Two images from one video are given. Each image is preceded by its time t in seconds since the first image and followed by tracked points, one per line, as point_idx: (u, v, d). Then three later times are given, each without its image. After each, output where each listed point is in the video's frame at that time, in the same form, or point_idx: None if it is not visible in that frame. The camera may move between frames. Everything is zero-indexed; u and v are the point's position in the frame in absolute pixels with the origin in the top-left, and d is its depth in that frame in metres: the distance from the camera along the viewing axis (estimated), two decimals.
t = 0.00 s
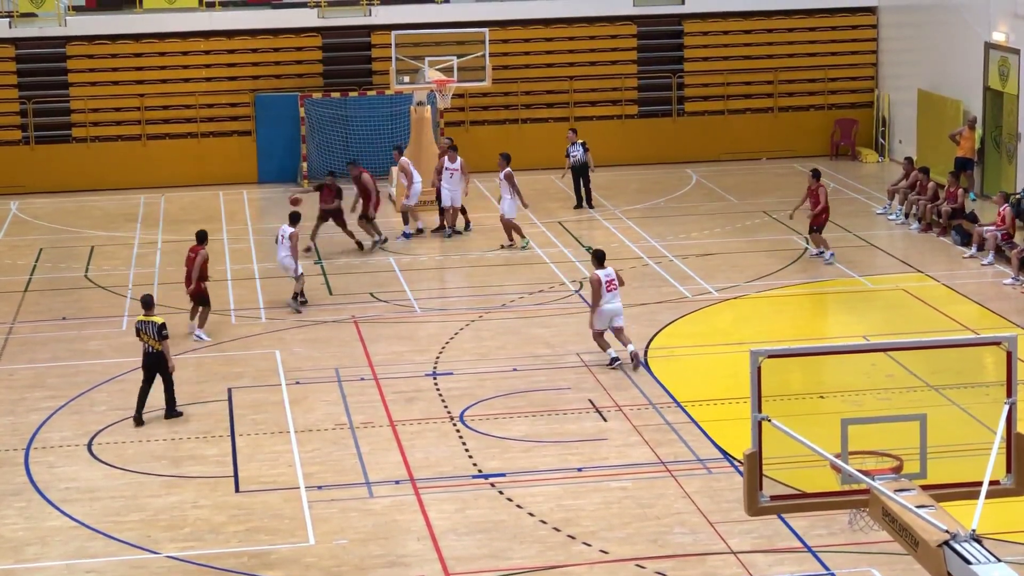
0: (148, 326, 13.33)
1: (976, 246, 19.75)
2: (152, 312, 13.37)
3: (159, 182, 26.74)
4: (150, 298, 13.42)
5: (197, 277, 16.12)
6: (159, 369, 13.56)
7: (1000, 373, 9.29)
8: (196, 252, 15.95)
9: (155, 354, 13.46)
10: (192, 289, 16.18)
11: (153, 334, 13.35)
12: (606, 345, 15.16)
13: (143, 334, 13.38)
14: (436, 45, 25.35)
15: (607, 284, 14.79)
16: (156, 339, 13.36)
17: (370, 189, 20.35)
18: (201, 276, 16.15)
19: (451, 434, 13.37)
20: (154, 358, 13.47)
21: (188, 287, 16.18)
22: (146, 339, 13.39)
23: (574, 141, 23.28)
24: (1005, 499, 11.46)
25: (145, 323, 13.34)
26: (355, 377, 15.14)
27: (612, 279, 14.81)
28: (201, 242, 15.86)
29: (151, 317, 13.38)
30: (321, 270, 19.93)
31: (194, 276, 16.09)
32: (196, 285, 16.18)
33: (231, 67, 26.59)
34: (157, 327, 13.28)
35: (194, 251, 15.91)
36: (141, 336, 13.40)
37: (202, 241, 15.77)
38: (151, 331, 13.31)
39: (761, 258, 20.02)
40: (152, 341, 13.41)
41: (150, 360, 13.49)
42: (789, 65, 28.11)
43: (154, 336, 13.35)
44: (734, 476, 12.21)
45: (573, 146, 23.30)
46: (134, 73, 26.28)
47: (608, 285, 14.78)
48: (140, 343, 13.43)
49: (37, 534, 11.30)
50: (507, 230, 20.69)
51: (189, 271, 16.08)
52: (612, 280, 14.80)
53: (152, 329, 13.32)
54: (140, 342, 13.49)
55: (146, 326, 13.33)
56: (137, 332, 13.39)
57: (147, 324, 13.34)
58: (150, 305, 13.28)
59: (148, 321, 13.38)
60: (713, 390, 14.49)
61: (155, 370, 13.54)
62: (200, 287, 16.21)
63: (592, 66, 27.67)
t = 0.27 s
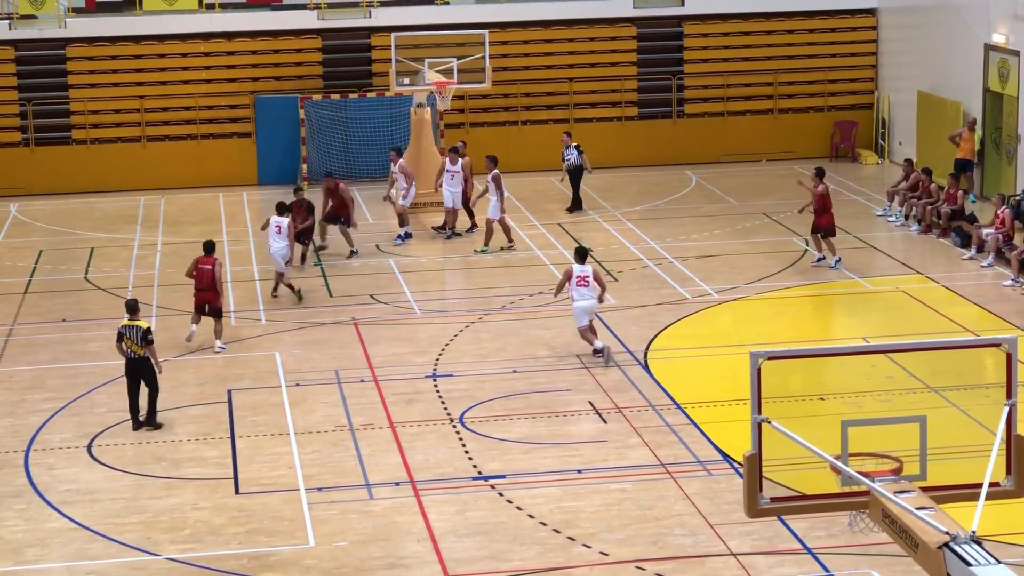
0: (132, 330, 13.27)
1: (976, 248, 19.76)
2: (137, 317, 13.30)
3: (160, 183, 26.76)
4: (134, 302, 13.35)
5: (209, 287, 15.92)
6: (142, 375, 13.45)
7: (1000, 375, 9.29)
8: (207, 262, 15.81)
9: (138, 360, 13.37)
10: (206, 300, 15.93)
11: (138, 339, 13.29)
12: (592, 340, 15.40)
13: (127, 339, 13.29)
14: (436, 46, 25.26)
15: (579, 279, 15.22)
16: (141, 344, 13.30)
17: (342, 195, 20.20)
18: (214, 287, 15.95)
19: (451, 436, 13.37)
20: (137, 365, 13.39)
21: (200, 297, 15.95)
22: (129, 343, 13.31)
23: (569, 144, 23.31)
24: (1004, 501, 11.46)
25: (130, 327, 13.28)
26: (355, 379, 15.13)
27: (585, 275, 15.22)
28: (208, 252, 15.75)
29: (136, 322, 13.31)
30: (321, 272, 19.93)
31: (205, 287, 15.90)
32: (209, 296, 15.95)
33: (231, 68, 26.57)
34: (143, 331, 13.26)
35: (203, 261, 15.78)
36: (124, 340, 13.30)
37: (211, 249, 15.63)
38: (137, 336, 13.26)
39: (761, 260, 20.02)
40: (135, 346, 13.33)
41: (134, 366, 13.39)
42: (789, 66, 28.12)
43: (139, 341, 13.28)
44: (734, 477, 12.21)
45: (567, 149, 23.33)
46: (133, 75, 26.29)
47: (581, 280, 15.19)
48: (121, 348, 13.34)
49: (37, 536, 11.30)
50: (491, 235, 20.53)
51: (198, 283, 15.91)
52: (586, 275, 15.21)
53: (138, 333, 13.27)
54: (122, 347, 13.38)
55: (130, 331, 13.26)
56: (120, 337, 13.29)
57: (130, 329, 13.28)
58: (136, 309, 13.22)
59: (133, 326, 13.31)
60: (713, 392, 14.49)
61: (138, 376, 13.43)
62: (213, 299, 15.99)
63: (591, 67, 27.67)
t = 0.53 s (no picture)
0: (123, 337, 13.16)
1: (977, 251, 19.76)
2: (127, 323, 13.22)
3: (160, 186, 26.77)
4: (123, 308, 13.30)
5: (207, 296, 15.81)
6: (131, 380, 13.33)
7: (1000, 378, 9.29)
8: (207, 270, 15.71)
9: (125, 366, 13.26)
10: (204, 308, 15.82)
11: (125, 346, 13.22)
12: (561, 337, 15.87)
13: (117, 346, 13.14)
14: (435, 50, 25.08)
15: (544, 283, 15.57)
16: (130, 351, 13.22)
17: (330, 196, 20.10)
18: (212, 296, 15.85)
19: (451, 439, 13.37)
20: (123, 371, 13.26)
21: (198, 305, 15.83)
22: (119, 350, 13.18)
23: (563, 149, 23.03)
24: (1005, 505, 11.45)
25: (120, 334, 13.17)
26: (355, 383, 15.13)
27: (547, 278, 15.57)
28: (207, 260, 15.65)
29: (126, 328, 13.23)
30: (321, 275, 19.92)
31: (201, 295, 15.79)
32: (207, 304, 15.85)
33: (231, 72, 26.59)
34: (135, 337, 13.16)
35: (202, 269, 15.66)
36: (113, 348, 13.13)
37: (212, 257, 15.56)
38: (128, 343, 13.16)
39: (761, 263, 20.02)
40: (125, 353, 13.18)
41: (122, 372, 13.24)
42: (788, 70, 28.14)
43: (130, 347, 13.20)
44: (734, 480, 12.21)
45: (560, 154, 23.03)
46: (133, 78, 26.31)
47: (545, 282, 15.54)
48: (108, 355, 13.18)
49: (37, 539, 11.30)
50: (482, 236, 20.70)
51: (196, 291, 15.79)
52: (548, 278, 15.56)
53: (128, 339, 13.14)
54: (110, 354, 13.21)
55: (121, 337, 13.14)
56: (109, 344, 13.13)
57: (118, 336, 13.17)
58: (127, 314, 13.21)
59: (123, 333, 13.21)
60: (713, 395, 14.48)
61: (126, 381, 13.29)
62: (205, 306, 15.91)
63: (591, 71, 27.68)
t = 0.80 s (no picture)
0: (104, 338, 13.10)
1: (977, 253, 19.76)
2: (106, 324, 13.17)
3: (160, 187, 26.78)
4: (101, 311, 13.23)
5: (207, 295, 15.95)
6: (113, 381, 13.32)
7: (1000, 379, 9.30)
8: (206, 269, 15.89)
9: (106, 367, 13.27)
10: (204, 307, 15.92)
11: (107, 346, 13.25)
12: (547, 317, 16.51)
13: (98, 347, 13.10)
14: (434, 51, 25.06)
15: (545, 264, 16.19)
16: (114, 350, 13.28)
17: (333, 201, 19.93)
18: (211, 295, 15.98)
19: (451, 441, 13.37)
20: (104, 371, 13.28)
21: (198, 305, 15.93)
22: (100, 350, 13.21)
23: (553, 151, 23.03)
24: (1005, 507, 11.44)
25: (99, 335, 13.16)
26: (355, 385, 15.12)
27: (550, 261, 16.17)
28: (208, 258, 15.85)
29: (106, 329, 13.17)
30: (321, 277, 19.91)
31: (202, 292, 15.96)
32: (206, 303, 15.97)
33: (231, 73, 26.58)
34: (116, 337, 13.13)
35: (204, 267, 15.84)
36: (95, 349, 13.10)
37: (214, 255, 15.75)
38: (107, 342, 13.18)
39: (761, 265, 20.01)
40: (107, 354, 13.17)
41: (104, 372, 13.24)
42: (788, 72, 28.14)
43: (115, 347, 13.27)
44: (734, 482, 12.21)
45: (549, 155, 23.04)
46: (133, 80, 26.31)
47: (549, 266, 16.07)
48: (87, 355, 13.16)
49: (37, 541, 11.30)
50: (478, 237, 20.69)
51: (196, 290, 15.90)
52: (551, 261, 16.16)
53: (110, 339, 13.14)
54: (91, 355, 13.18)
55: (101, 338, 13.09)
56: (91, 345, 13.08)
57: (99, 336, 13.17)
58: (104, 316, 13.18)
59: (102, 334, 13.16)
60: (713, 397, 14.48)
61: (108, 381, 13.30)
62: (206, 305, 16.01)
63: (591, 73, 27.68)
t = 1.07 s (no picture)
0: (91, 334, 13.27)
1: (977, 253, 19.76)
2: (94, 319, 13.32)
3: (160, 187, 26.78)
4: (90, 305, 13.39)
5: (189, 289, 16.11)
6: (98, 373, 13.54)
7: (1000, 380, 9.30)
8: (189, 262, 16.15)
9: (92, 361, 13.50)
10: (183, 300, 16.10)
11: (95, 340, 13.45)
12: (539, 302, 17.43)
13: (85, 342, 13.28)
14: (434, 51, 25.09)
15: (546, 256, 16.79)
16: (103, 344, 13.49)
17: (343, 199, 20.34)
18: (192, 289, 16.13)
19: (451, 441, 13.36)
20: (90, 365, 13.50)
21: (179, 297, 16.10)
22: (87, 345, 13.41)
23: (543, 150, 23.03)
24: (1004, 507, 11.44)
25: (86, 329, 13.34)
26: (355, 385, 15.12)
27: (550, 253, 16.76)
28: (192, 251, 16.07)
29: (94, 324, 13.32)
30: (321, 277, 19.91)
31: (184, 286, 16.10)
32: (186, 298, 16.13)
33: (231, 74, 26.58)
34: (103, 334, 13.29)
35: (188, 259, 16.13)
36: (83, 344, 13.29)
37: (196, 249, 15.92)
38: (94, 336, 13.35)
39: (760, 265, 20.02)
40: (94, 348, 13.36)
41: (91, 365, 13.44)
42: (788, 72, 28.14)
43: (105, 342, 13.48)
44: (734, 483, 12.21)
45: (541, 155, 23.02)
46: (133, 80, 26.31)
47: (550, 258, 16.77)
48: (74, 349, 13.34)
49: (37, 542, 11.30)
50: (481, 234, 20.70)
51: (180, 282, 16.11)
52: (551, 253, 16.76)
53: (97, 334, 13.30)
54: (78, 349, 13.37)
55: (89, 334, 13.26)
56: (78, 340, 13.26)
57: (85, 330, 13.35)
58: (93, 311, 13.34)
59: (89, 329, 13.31)
60: (713, 397, 14.48)
61: (95, 375, 13.50)
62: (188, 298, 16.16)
63: (590, 73, 27.67)
